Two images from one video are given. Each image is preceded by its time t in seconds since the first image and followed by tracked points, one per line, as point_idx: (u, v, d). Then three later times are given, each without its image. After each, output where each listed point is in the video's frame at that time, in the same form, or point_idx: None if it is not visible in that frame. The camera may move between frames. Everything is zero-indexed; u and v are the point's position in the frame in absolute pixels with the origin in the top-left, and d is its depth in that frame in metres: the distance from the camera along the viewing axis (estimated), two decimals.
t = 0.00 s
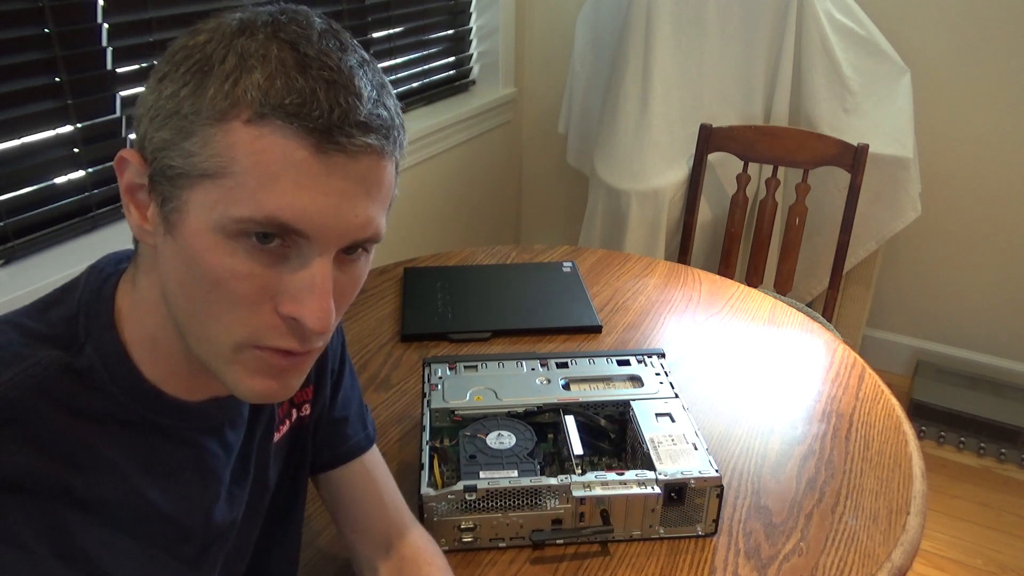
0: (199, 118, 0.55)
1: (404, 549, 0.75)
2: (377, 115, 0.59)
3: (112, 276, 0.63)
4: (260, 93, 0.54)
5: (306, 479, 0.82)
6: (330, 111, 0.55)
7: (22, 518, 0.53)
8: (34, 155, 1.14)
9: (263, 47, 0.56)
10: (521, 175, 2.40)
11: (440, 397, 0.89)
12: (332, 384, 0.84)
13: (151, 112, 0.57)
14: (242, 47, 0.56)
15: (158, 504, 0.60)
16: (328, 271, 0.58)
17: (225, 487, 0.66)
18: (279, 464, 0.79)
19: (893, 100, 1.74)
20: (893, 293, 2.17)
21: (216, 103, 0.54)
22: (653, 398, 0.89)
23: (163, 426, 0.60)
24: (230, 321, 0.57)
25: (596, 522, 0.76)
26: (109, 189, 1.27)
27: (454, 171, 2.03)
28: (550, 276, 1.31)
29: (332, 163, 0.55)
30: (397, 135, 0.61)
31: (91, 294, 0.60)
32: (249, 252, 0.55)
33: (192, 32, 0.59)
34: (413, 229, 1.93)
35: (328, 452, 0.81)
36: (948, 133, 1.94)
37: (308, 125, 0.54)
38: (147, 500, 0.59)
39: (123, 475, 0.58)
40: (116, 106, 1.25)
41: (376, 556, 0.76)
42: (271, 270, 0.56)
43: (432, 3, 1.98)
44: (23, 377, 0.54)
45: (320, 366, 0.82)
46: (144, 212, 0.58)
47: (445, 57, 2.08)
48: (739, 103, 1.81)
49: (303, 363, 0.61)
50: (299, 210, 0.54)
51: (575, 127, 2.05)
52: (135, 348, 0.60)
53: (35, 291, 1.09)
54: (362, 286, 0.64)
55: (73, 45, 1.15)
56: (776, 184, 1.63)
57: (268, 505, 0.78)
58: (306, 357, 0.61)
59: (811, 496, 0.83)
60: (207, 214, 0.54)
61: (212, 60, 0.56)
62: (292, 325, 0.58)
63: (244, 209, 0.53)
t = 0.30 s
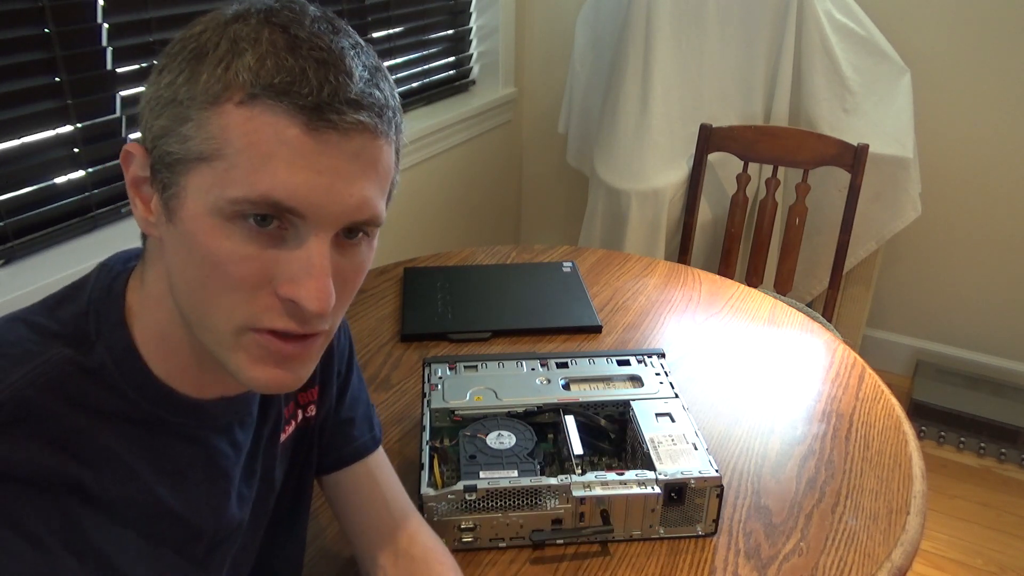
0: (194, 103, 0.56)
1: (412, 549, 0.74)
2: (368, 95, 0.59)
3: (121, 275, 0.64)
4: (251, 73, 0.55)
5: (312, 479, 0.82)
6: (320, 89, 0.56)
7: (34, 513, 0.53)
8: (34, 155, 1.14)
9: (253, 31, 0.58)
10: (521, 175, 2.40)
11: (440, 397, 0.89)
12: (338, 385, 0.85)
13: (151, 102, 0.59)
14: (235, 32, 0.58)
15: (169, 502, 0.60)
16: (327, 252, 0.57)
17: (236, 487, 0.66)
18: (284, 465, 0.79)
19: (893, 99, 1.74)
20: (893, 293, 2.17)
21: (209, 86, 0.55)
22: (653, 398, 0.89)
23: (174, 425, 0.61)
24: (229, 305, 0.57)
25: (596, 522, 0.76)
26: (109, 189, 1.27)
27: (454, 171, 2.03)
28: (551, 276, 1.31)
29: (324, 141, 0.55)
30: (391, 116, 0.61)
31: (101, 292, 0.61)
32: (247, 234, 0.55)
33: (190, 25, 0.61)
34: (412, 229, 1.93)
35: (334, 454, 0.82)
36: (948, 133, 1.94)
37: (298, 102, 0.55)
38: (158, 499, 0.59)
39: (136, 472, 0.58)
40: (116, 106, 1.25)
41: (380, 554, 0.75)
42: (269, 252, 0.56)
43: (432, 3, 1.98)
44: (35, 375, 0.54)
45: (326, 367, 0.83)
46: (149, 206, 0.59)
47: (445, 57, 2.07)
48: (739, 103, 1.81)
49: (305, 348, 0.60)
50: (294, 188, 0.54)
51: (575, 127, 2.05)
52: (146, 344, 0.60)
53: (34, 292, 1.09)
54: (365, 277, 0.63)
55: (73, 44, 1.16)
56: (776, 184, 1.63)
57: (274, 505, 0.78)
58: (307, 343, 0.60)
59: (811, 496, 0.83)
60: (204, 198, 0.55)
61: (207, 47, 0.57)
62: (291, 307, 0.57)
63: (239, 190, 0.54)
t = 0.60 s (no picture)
0: (193, 92, 0.57)
1: (415, 552, 0.74)
2: (363, 79, 0.60)
3: (130, 275, 0.64)
4: (247, 60, 0.56)
5: (315, 480, 0.82)
6: (314, 73, 0.57)
7: (39, 509, 0.53)
8: (34, 155, 1.14)
9: (250, 23, 0.59)
10: (521, 175, 2.40)
11: (440, 397, 0.89)
12: (344, 387, 0.85)
13: (155, 97, 0.60)
14: (232, 24, 0.59)
15: (173, 502, 0.60)
16: (324, 238, 0.57)
17: (241, 487, 0.66)
18: (289, 465, 0.79)
19: (893, 100, 1.75)
20: (893, 293, 2.17)
21: (207, 75, 0.56)
22: (653, 398, 0.89)
23: (180, 425, 0.61)
24: (227, 294, 0.57)
25: (596, 522, 0.76)
26: (109, 189, 1.27)
27: (453, 171, 2.03)
28: (551, 276, 1.31)
29: (320, 123, 0.55)
30: (387, 100, 0.62)
31: (110, 290, 0.61)
32: (245, 220, 0.55)
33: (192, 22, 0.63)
34: (412, 229, 1.93)
35: (338, 455, 0.82)
36: (948, 133, 1.94)
37: (291, 85, 0.55)
38: (163, 498, 0.59)
39: (141, 471, 0.58)
40: (116, 106, 1.25)
41: (383, 554, 0.75)
42: (266, 238, 0.56)
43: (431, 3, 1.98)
44: (42, 374, 0.54)
45: (333, 369, 0.83)
46: (153, 201, 0.60)
47: (444, 57, 2.07)
48: (739, 102, 1.81)
49: (303, 337, 0.60)
50: (291, 171, 0.54)
51: (575, 127, 2.05)
52: (150, 342, 0.60)
53: (34, 292, 1.09)
54: (365, 268, 0.63)
55: (73, 45, 1.16)
56: (776, 184, 1.63)
57: (278, 505, 0.77)
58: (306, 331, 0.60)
59: (811, 496, 0.83)
60: (203, 186, 0.55)
61: (206, 39, 0.59)
62: (289, 294, 0.57)
63: (237, 174, 0.54)
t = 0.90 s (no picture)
0: (178, 81, 0.58)
1: (413, 550, 0.75)
2: (341, 65, 0.60)
3: (126, 273, 0.64)
4: (227, 47, 0.58)
5: (314, 479, 0.82)
6: (289, 57, 0.57)
7: (35, 506, 0.53)
8: (34, 155, 1.14)
9: (235, 15, 0.61)
10: (521, 176, 2.40)
11: (440, 397, 0.89)
12: (343, 385, 0.85)
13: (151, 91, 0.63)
14: (220, 17, 0.61)
15: (169, 500, 0.60)
16: (300, 223, 0.57)
17: (237, 485, 0.66)
18: (288, 463, 0.79)
19: (893, 99, 1.75)
20: (893, 293, 2.17)
21: (191, 63, 0.58)
22: (653, 398, 0.89)
23: (176, 422, 0.61)
24: (204, 278, 0.57)
25: (596, 522, 0.76)
26: (109, 189, 1.27)
27: (454, 171, 2.03)
28: (551, 276, 1.31)
29: (294, 105, 0.56)
30: (370, 87, 0.61)
31: (105, 289, 0.61)
32: (222, 202, 0.56)
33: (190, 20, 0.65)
34: (412, 230, 1.93)
35: (337, 454, 0.82)
36: (948, 133, 1.94)
37: (266, 68, 0.56)
38: (159, 495, 0.59)
39: (137, 469, 0.58)
40: (116, 106, 1.25)
41: (381, 554, 0.75)
42: (242, 221, 0.56)
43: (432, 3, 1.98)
44: (37, 371, 0.54)
45: (332, 367, 0.83)
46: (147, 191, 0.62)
47: (445, 57, 2.08)
48: (739, 102, 1.81)
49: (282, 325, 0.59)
50: (264, 152, 0.55)
51: (575, 127, 2.05)
52: (143, 339, 0.60)
53: (34, 291, 1.09)
54: (352, 262, 0.63)
55: (73, 45, 1.16)
56: (776, 184, 1.63)
57: (277, 504, 0.77)
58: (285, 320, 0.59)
59: (811, 496, 0.83)
60: (184, 170, 0.56)
61: (195, 31, 0.60)
62: (263, 279, 0.56)
63: (213, 156, 0.55)
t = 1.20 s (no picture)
0: (190, 76, 0.58)
1: (416, 549, 0.75)
2: (351, 58, 0.60)
3: (136, 270, 0.64)
4: (238, 41, 0.58)
5: (320, 477, 0.82)
6: (300, 50, 0.58)
7: (50, 504, 0.54)
8: (34, 155, 1.14)
9: (246, 10, 0.61)
10: (521, 176, 2.40)
11: (440, 397, 0.89)
12: (348, 384, 0.85)
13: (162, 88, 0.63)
14: (230, 12, 0.61)
15: (180, 496, 0.60)
16: (311, 215, 0.57)
17: (246, 482, 0.66)
18: (294, 462, 0.79)
19: (893, 99, 1.75)
20: (893, 293, 2.17)
21: (203, 58, 0.58)
22: (653, 398, 0.89)
23: (185, 419, 0.61)
24: (216, 272, 0.57)
25: (596, 522, 0.76)
26: (109, 189, 1.27)
27: (453, 171, 2.03)
28: (551, 276, 1.31)
29: (304, 98, 0.56)
30: (379, 80, 0.61)
31: (115, 286, 0.61)
32: (234, 195, 0.56)
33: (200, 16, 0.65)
34: (412, 230, 1.93)
35: (341, 453, 0.82)
36: (948, 133, 1.94)
37: (277, 61, 0.56)
38: (169, 491, 0.59)
39: (147, 465, 0.58)
40: (116, 105, 1.25)
41: (383, 553, 0.75)
42: (254, 213, 0.56)
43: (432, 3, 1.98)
44: (48, 367, 0.55)
45: (338, 366, 0.82)
46: (160, 189, 0.62)
47: (445, 57, 2.08)
48: (739, 102, 1.81)
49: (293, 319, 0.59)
50: (275, 144, 0.55)
51: (575, 127, 2.05)
52: (156, 336, 0.60)
53: (35, 291, 1.09)
54: (363, 256, 0.63)
55: (73, 45, 1.16)
56: (775, 184, 1.63)
57: (281, 502, 0.77)
58: (297, 313, 0.59)
59: (811, 496, 0.83)
60: (196, 163, 0.57)
61: (205, 27, 0.61)
62: (274, 271, 0.57)
63: (225, 148, 0.55)
